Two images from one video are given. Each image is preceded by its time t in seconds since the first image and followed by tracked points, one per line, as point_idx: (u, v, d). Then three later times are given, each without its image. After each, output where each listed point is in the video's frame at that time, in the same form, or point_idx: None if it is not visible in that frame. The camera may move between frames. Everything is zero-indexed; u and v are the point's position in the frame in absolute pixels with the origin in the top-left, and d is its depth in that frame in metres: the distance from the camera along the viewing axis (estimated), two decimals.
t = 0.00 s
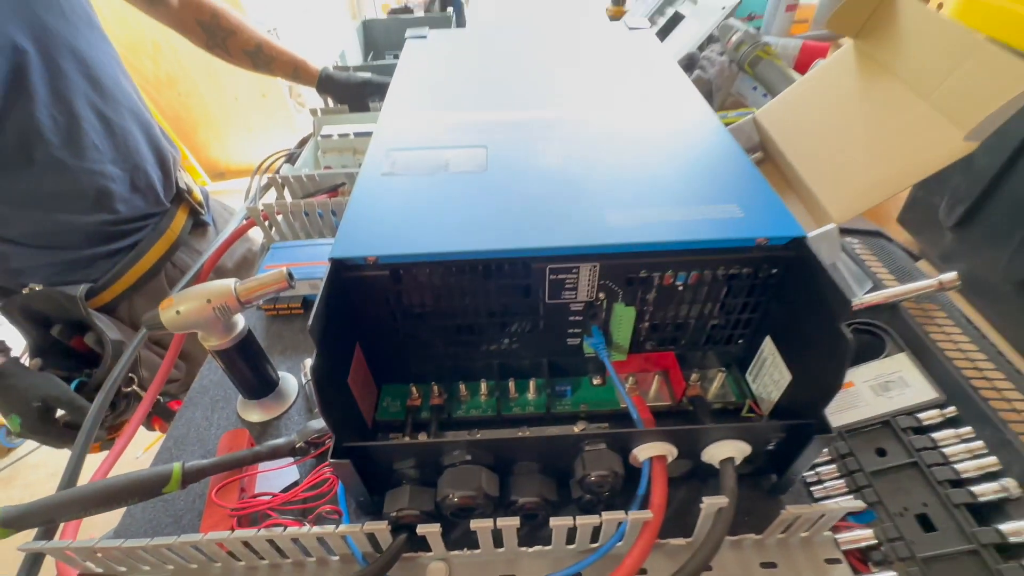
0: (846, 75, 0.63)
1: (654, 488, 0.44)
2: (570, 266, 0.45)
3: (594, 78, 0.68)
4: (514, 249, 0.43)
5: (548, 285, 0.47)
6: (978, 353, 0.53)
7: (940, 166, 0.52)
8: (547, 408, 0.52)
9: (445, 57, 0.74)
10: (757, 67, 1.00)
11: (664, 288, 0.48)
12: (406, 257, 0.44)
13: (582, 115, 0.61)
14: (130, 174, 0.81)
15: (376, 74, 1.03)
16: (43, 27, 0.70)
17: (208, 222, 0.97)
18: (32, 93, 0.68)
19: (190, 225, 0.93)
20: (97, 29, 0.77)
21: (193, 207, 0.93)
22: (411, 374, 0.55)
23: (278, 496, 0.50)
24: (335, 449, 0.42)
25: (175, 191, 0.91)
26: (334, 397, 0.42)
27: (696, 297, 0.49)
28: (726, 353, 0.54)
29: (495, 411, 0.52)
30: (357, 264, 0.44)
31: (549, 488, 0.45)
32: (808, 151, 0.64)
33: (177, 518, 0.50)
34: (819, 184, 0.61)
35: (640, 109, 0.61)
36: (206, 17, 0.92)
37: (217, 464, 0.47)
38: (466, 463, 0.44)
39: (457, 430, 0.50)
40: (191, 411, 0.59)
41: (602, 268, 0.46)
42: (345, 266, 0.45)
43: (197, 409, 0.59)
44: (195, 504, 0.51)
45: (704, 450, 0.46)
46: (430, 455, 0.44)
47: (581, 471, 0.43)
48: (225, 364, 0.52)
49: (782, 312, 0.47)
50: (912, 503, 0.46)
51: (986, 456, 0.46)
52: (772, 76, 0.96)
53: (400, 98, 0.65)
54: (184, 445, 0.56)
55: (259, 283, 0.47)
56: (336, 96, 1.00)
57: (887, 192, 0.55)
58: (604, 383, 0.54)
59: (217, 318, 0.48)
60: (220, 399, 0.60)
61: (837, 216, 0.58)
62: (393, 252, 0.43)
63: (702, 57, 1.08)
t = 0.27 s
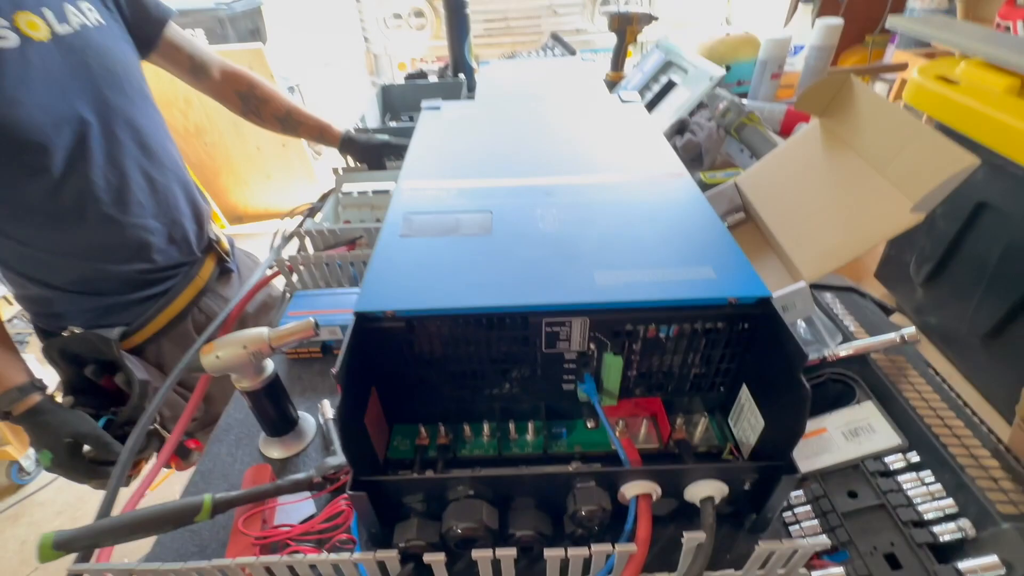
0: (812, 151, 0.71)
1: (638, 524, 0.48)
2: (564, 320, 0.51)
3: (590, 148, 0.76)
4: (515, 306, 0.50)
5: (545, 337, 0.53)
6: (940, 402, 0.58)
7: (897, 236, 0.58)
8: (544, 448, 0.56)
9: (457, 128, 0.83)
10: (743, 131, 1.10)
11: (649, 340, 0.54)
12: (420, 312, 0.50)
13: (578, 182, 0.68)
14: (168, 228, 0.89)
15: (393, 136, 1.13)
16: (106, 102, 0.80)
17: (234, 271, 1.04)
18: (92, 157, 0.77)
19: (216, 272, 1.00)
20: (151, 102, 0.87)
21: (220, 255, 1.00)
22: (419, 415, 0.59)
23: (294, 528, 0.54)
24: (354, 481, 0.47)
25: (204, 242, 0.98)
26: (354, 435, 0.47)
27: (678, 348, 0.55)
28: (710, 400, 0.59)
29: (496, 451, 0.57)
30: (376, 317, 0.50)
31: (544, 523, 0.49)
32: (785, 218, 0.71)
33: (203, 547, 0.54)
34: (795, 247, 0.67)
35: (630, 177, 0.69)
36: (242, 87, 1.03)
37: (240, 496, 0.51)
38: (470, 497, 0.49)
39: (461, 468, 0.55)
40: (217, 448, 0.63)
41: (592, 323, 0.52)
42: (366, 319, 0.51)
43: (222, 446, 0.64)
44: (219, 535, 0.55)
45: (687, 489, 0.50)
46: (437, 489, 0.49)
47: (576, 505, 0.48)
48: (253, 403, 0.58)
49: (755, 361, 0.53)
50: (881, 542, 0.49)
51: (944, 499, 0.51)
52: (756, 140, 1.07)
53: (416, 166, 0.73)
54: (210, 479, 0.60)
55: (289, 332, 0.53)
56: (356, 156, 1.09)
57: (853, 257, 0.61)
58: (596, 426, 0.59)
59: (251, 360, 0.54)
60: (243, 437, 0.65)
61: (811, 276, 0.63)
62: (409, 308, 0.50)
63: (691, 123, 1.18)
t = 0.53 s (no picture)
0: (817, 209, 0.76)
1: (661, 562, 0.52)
2: (590, 367, 0.55)
3: (609, 204, 0.82)
4: (544, 354, 0.54)
5: (572, 382, 0.57)
6: (943, 444, 0.60)
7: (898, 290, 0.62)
8: (569, 487, 0.60)
9: (483, 184, 0.90)
10: (750, 184, 1.19)
11: (668, 387, 0.58)
12: (458, 358, 0.55)
13: (598, 237, 0.73)
14: (215, 273, 0.95)
15: (420, 187, 1.21)
16: (168, 160, 0.88)
17: (269, 314, 1.08)
18: (151, 211, 0.85)
19: (252, 313, 1.04)
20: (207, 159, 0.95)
21: (257, 296, 1.05)
22: (450, 454, 0.63)
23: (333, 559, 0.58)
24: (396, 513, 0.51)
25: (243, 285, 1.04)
26: (398, 471, 0.51)
27: (695, 394, 0.59)
28: (726, 444, 0.62)
29: (524, 488, 0.60)
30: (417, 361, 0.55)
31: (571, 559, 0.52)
32: (792, 270, 0.75)
33: None
34: (801, 297, 0.71)
35: (648, 232, 0.74)
36: (284, 143, 1.11)
37: (288, 527, 0.55)
38: (502, 531, 0.52)
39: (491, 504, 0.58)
40: (259, 482, 0.67)
41: (616, 369, 0.56)
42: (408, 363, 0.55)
43: (264, 480, 0.68)
44: (262, 565, 0.59)
45: (707, 528, 0.54)
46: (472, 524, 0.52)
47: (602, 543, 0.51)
48: (298, 439, 0.62)
49: (768, 407, 0.56)
50: None
51: (954, 544, 0.52)
52: (761, 193, 1.15)
53: (448, 220, 0.80)
54: (253, 511, 0.64)
55: (335, 371, 0.59)
56: (386, 205, 1.16)
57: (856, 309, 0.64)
58: (618, 467, 0.62)
59: (300, 400, 0.59)
60: (283, 472, 0.69)
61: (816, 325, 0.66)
62: (448, 354, 0.55)
63: (700, 176, 1.23)
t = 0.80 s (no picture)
0: (836, 261, 0.80)
1: None
2: (633, 416, 0.58)
3: (635, 255, 0.87)
4: (589, 403, 0.57)
5: (614, 430, 0.59)
6: (979, 500, 0.61)
7: (922, 344, 0.65)
8: (609, 534, 0.61)
9: (512, 233, 0.95)
10: (766, 232, 1.20)
11: (705, 436, 0.60)
12: (505, 407, 0.57)
13: (630, 287, 0.77)
14: (253, 313, 1.00)
15: (446, 230, 1.25)
16: (216, 207, 0.94)
17: (300, 352, 1.13)
18: (199, 255, 0.91)
19: (284, 351, 1.10)
20: (250, 205, 1.01)
21: (288, 335, 1.11)
22: (491, 499, 0.64)
23: None
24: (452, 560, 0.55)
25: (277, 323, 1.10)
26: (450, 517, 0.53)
27: (730, 443, 0.61)
28: (761, 492, 0.63)
29: (564, 535, 0.61)
30: (467, 409, 0.58)
31: None
32: (814, 320, 0.78)
33: None
34: (826, 348, 0.73)
35: (676, 283, 0.78)
36: (319, 187, 1.17)
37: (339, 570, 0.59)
38: None
39: (534, 552, 0.59)
40: (301, 524, 0.69)
41: (657, 419, 0.58)
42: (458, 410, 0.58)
43: (306, 523, 0.69)
44: None
45: None
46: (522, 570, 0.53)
47: None
48: (345, 483, 0.64)
49: (802, 457, 0.58)
50: None
51: None
52: (777, 239, 1.17)
53: (484, 269, 0.84)
54: (296, 553, 0.65)
55: (387, 415, 0.62)
56: (415, 248, 1.20)
57: (880, 363, 0.67)
58: (655, 513, 0.63)
59: (350, 444, 0.61)
60: (325, 513, 0.70)
61: (842, 376, 0.69)
62: (497, 403, 0.57)
63: (715, 225, 1.25)
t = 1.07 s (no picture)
0: (858, 302, 0.84)
1: None
2: (682, 455, 0.59)
3: (663, 296, 0.90)
4: (640, 442, 0.59)
5: (662, 469, 0.61)
6: (1009, 536, 0.64)
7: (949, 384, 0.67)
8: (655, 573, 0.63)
9: (540, 271, 0.98)
10: (779, 270, 1.22)
11: (749, 475, 0.62)
12: (558, 445, 0.59)
13: (663, 327, 0.80)
14: (282, 347, 1.03)
15: (471, 266, 1.28)
16: (252, 245, 0.96)
17: (323, 385, 1.16)
18: (235, 291, 0.93)
19: (310, 384, 1.13)
20: (283, 241, 1.04)
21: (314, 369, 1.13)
22: (537, 538, 0.65)
23: None
24: None
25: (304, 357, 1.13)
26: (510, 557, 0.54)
27: (773, 482, 0.63)
28: (801, 530, 0.65)
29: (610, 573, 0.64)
30: (522, 448, 0.59)
31: None
32: (839, 360, 0.81)
33: None
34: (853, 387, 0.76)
35: (705, 323, 0.81)
36: (344, 223, 1.21)
37: None
38: None
39: None
40: (343, 562, 0.69)
41: (704, 458, 0.60)
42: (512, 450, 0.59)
43: (349, 561, 0.69)
44: None
45: None
46: None
47: None
48: (392, 521, 0.65)
49: (842, 496, 0.61)
50: None
51: None
52: (790, 278, 1.20)
53: (518, 307, 0.86)
54: None
55: (438, 453, 0.64)
56: (437, 282, 1.23)
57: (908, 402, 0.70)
58: (698, 552, 0.64)
59: (400, 483, 0.62)
60: (367, 551, 0.71)
61: (871, 414, 0.71)
62: (551, 442, 0.59)
63: (730, 260, 1.28)
